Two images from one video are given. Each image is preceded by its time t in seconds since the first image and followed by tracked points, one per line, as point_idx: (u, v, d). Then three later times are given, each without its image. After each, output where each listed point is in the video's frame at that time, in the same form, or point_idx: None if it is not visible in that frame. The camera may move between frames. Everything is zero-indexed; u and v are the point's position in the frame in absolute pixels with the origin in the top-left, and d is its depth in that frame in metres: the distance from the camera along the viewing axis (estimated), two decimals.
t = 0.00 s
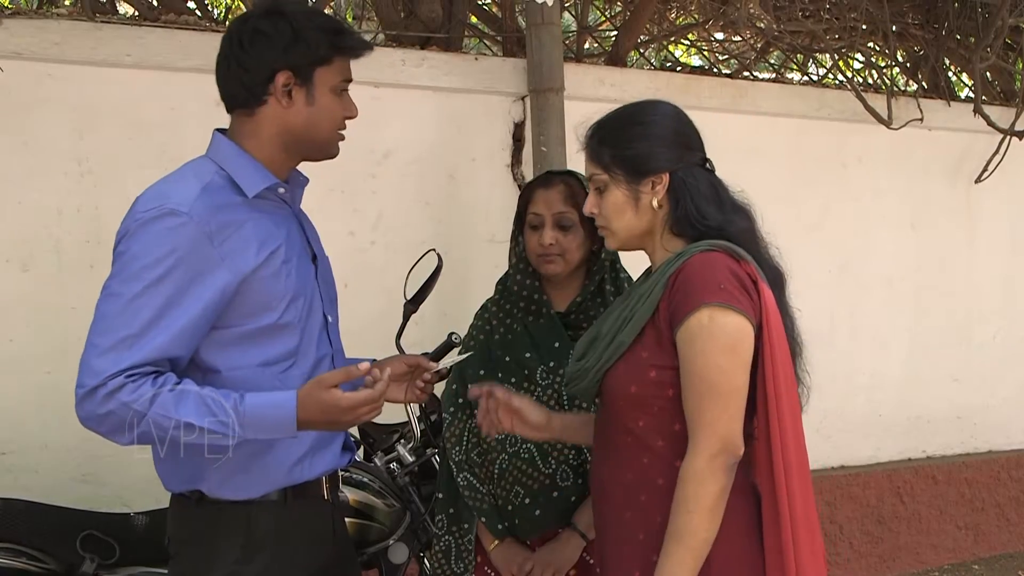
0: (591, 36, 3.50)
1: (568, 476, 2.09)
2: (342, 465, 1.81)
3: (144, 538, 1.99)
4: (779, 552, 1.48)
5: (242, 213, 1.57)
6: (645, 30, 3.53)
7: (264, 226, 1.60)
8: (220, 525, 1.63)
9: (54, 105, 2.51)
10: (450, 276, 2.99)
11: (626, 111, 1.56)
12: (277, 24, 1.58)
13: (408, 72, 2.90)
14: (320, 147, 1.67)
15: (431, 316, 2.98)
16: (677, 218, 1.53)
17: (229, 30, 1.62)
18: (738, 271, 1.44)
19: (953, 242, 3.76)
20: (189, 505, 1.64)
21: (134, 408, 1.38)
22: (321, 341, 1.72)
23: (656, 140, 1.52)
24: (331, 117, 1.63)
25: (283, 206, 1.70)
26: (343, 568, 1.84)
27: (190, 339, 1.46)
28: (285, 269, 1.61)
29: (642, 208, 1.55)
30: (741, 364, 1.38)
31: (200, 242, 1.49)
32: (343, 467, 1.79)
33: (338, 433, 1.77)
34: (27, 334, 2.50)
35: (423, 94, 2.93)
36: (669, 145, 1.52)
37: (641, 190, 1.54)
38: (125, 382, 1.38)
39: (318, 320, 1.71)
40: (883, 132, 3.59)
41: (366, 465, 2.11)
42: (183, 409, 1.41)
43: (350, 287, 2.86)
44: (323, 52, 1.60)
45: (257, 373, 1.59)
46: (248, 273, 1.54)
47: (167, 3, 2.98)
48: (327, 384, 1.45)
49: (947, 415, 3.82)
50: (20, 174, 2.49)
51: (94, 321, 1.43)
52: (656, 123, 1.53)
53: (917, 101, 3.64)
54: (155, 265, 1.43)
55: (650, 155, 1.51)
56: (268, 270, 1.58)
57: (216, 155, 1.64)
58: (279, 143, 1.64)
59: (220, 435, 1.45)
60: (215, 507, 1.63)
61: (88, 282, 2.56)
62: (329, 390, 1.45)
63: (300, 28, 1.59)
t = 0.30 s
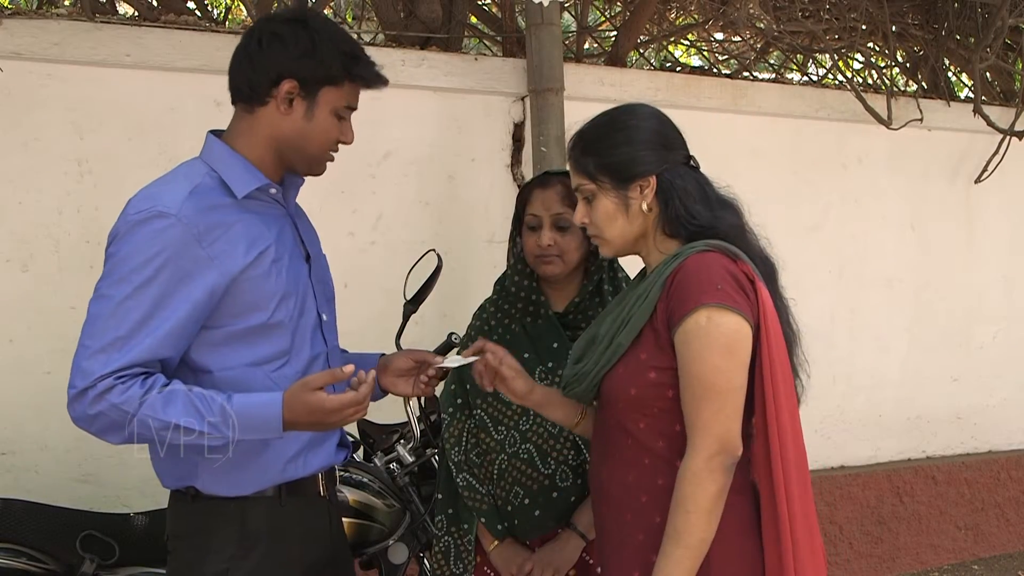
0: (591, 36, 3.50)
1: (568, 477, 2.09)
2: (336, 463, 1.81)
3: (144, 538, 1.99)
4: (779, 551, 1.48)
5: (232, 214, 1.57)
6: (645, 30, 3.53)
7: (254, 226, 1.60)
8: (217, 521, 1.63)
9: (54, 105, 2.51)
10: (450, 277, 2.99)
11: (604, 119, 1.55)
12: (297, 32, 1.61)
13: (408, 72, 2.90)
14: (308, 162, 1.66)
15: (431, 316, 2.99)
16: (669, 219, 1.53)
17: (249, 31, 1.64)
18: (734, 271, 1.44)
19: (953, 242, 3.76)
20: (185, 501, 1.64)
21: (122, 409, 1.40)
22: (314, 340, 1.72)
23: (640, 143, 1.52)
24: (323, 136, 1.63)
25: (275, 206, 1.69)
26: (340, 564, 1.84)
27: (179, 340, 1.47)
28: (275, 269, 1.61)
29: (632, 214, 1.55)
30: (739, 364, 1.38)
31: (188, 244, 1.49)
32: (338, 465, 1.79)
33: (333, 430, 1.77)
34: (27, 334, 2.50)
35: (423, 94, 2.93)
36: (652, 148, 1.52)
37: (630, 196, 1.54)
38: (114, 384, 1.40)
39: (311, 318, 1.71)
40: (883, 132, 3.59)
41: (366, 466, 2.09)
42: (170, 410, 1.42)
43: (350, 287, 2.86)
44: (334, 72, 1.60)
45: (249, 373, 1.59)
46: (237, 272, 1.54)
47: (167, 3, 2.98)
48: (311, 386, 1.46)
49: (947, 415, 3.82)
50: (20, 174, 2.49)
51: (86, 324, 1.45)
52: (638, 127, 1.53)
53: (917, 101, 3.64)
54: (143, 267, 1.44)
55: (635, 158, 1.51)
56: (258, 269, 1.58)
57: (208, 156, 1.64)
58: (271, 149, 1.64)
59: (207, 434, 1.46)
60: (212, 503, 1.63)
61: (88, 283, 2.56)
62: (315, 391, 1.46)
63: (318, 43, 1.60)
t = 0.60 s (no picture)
0: (591, 36, 3.50)
1: (568, 477, 2.09)
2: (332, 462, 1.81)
3: (144, 538, 1.99)
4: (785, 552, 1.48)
5: (231, 214, 1.58)
6: (645, 30, 3.53)
7: (253, 227, 1.60)
8: (215, 518, 1.64)
9: (54, 105, 2.51)
10: (450, 277, 2.99)
11: (609, 116, 1.55)
12: (318, 45, 1.64)
13: (408, 72, 2.90)
14: (308, 173, 1.68)
15: (431, 316, 2.99)
16: (673, 219, 1.54)
17: (276, 37, 1.68)
18: (743, 273, 1.44)
19: (953, 243, 3.76)
20: (182, 497, 1.65)
21: (116, 401, 1.41)
22: (310, 341, 1.71)
23: (642, 142, 1.51)
24: (327, 150, 1.64)
25: (277, 208, 1.69)
26: (337, 561, 1.85)
27: (174, 336, 1.48)
28: (272, 270, 1.61)
29: (637, 213, 1.55)
30: (752, 365, 1.38)
31: (186, 241, 1.50)
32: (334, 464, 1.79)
33: (330, 429, 1.77)
34: (27, 334, 2.50)
35: (423, 95, 2.93)
36: (656, 146, 1.52)
37: (634, 196, 1.53)
38: (109, 376, 1.41)
39: (307, 320, 1.70)
40: (883, 132, 3.59)
41: (366, 466, 2.09)
42: (162, 406, 1.43)
43: (350, 287, 2.86)
44: (347, 88, 1.62)
45: (243, 372, 1.59)
46: (233, 271, 1.54)
47: (167, 3, 2.98)
48: (303, 386, 1.46)
49: (947, 415, 3.82)
50: (19, 174, 2.49)
51: (85, 316, 1.46)
52: (640, 125, 1.52)
53: (917, 101, 3.64)
54: (140, 263, 1.45)
55: (638, 158, 1.50)
56: (255, 270, 1.58)
57: (213, 157, 1.66)
58: (275, 155, 1.66)
59: (199, 431, 1.47)
60: (210, 500, 1.63)
61: (88, 283, 2.56)
62: (306, 392, 1.46)
63: (336, 57, 1.63)
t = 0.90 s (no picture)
0: (591, 36, 3.50)
1: (568, 477, 2.10)
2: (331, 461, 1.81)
3: (144, 538, 1.99)
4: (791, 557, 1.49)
5: (234, 212, 1.59)
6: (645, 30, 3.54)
7: (255, 225, 1.61)
8: (214, 517, 1.64)
9: (54, 105, 2.51)
10: (450, 276, 3.00)
11: (625, 112, 1.54)
12: (328, 50, 1.66)
13: (409, 72, 2.91)
14: (312, 176, 1.69)
15: (430, 316, 2.99)
16: (685, 217, 1.54)
17: (290, 41, 1.71)
18: (751, 276, 1.44)
19: (953, 242, 3.76)
20: (180, 495, 1.65)
21: (119, 393, 1.42)
22: (310, 340, 1.71)
23: (658, 139, 1.51)
24: (332, 154, 1.66)
25: (279, 208, 1.70)
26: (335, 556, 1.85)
27: (177, 331, 1.48)
28: (273, 269, 1.61)
29: (649, 210, 1.54)
30: (746, 370, 1.37)
31: (189, 236, 1.51)
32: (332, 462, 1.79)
33: (329, 428, 1.77)
34: (27, 334, 2.50)
35: (423, 95, 2.94)
36: (671, 144, 1.51)
37: (648, 192, 1.53)
38: (112, 368, 1.42)
39: (307, 320, 1.71)
40: (883, 132, 3.59)
41: (365, 466, 2.09)
42: (165, 398, 1.44)
43: (350, 287, 2.86)
44: (354, 94, 1.63)
45: (243, 369, 1.59)
46: (235, 268, 1.55)
47: (167, 3, 2.98)
48: (304, 378, 1.47)
49: (947, 416, 3.82)
50: (20, 174, 2.49)
51: (89, 309, 1.47)
52: (656, 122, 1.52)
53: (917, 101, 3.64)
54: (144, 257, 1.46)
55: (654, 154, 1.50)
56: (255, 268, 1.58)
57: (218, 157, 1.67)
58: (280, 156, 1.67)
59: (201, 423, 1.48)
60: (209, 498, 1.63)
61: (88, 283, 2.56)
62: (307, 384, 1.47)
63: (345, 62, 1.65)
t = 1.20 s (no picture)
0: (591, 36, 3.50)
1: (568, 478, 2.10)
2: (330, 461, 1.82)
3: (144, 538, 1.99)
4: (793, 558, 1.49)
5: (241, 210, 1.61)
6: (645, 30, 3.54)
7: (261, 224, 1.63)
8: (213, 515, 1.64)
9: (54, 105, 2.51)
10: (450, 276, 2.99)
11: (638, 109, 1.55)
12: (334, 52, 1.67)
13: (409, 72, 2.91)
14: (320, 177, 1.70)
15: (430, 316, 2.98)
16: (693, 216, 1.53)
17: (299, 43, 1.73)
18: (744, 276, 1.43)
19: (953, 242, 3.76)
20: (180, 492, 1.65)
21: (123, 383, 1.42)
22: (314, 340, 1.72)
23: (671, 136, 1.51)
24: (340, 155, 1.67)
25: (286, 210, 1.71)
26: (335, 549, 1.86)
27: (182, 325, 1.49)
28: (278, 267, 1.62)
29: (657, 207, 1.54)
30: (710, 370, 1.37)
31: (196, 231, 1.52)
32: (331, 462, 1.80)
33: (328, 428, 1.77)
34: (27, 334, 2.50)
35: (424, 95, 2.94)
36: (684, 143, 1.52)
37: (656, 188, 1.53)
38: (117, 359, 1.42)
39: (311, 320, 1.71)
40: (883, 132, 3.59)
41: (365, 466, 2.09)
42: (169, 389, 1.44)
43: (350, 287, 2.86)
44: (360, 95, 1.64)
45: (246, 365, 1.59)
46: (240, 265, 1.56)
47: (167, 3, 2.98)
48: (307, 373, 1.47)
49: (947, 416, 3.81)
50: (20, 174, 2.49)
51: (95, 300, 1.48)
52: (669, 120, 1.52)
53: (917, 101, 3.64)
54: (150, 250, 1.47)
55: (665, 151, 1.51)
56: (261, 266, 1.59)
57: (226, 157, 1.68)
58: (290, 156, 1.69)
59: (204, 416, 1.48)
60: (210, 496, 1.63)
61: (88, 283, 2.56)
62: (310, 379, 1.47)
63: (351, 63, 1.66)
